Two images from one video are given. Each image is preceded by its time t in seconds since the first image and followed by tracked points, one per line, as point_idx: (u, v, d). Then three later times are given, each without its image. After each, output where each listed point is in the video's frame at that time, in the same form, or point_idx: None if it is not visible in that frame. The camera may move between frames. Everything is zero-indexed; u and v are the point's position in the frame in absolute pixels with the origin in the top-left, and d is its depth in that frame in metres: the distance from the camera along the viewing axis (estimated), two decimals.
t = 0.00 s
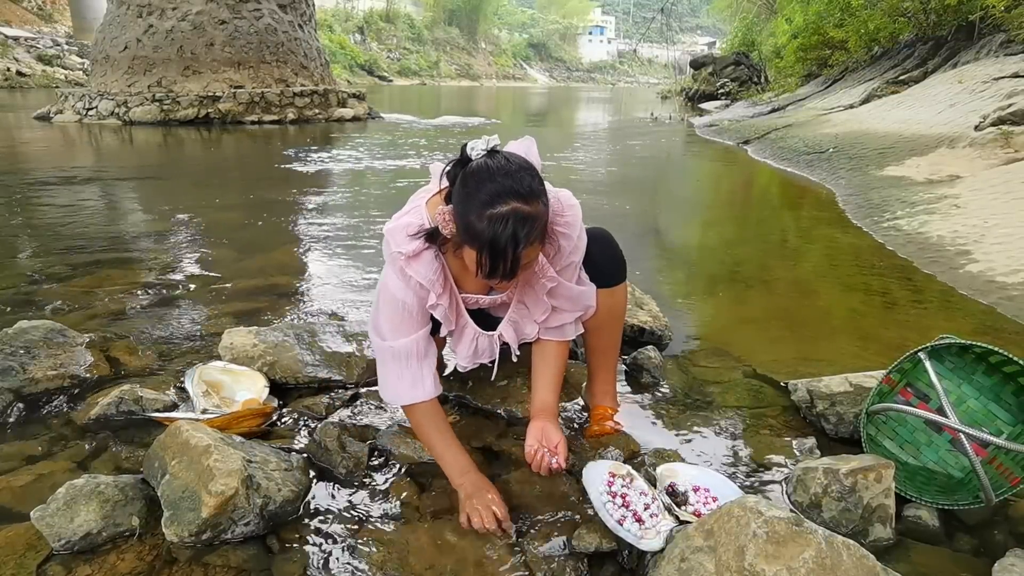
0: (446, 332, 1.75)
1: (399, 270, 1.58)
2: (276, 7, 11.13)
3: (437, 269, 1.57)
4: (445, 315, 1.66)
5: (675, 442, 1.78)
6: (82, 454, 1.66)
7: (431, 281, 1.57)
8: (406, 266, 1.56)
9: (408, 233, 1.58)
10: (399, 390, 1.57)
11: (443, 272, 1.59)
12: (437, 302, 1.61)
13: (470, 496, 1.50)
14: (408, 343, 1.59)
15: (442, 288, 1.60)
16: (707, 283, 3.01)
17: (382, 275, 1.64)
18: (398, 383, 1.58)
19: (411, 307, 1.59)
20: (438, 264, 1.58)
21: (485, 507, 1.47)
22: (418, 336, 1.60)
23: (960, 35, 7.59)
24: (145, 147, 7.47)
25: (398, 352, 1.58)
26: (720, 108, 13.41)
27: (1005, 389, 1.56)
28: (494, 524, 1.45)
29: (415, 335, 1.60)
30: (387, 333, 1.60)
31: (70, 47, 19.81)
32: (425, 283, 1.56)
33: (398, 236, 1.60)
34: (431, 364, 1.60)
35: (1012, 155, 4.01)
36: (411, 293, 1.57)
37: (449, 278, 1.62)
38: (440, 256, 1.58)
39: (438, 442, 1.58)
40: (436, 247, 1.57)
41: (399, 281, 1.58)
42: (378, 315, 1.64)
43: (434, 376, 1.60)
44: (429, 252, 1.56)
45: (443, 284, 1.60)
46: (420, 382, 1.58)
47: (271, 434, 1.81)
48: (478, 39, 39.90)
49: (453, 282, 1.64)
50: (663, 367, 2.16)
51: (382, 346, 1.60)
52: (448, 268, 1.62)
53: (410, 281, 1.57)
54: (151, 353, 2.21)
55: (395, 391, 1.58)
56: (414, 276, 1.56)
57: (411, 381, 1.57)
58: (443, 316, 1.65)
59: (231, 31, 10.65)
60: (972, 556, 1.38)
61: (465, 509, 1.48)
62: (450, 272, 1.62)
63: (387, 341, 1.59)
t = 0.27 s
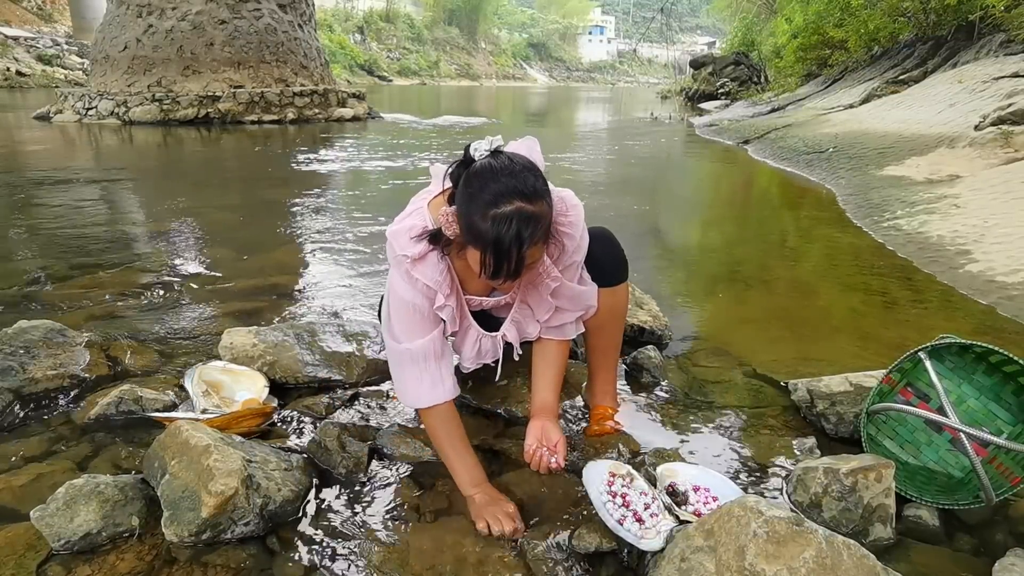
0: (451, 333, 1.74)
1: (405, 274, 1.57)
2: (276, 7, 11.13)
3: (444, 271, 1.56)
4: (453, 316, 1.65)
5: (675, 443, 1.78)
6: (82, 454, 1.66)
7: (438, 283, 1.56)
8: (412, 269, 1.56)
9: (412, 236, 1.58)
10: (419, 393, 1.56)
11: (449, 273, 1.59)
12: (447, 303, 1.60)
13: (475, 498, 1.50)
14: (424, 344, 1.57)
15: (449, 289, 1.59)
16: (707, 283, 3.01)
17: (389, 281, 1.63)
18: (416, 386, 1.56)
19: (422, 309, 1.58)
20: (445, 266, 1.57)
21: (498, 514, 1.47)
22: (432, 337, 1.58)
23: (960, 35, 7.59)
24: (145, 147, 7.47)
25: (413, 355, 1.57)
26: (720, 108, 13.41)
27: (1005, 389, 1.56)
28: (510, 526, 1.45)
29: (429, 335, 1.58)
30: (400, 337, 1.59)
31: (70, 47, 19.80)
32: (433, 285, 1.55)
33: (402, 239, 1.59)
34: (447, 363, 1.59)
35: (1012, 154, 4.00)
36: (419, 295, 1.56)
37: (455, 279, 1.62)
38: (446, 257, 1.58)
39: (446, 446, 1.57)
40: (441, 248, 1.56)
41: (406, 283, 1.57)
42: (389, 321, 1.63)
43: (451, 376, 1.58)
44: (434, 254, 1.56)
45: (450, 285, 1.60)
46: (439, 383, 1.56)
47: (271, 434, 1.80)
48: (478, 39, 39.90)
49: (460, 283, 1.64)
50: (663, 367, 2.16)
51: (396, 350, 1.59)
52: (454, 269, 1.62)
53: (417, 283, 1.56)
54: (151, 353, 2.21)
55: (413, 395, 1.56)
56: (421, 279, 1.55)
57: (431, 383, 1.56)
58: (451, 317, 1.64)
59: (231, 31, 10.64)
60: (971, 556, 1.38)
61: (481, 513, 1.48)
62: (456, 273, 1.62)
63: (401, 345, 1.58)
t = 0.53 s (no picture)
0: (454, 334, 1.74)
1: (408, 274, 1.57)
2: (276, 7, 11.12)
3: (447, 271, 1.56)
4: (456, 316, 1.65)
5: (675, 442, 1.78)
6: (81, 454, 1.66)
7: (442, 283, 1.56)
8: (415, 269, 1.55)
9: (416, 236, 1.58)
10: (425, 393, 1.55)
11: (452, 274, 1.59)
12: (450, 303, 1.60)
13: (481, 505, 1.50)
14: (430, 344, 1.57)
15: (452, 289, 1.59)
16: (707, 283, 3.01)
17: (392, 282, 1.62)
18: (423, 386, 1.55)
19: (426, 310, 1.58)
20: (448, 266, 1.57)
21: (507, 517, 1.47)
22: (436, 336, 1.58)
23: (960, 35, 7.59)
24: (144, 147, 7.46)
25: (418, 355, 1.57)
26: (720, 108, 13.40)
27: (1005, 389, 1.56)
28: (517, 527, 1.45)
29: (433, 335, 1.58)
30: (405, 338, 1.59)
31: (70, 47, 19.79)
32: (437, 285, 1.55)
33: (405, 240, 1.59)
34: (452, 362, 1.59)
35: (1012, 154, 4.00)
36: (422, 295, 1.56)
37: (458, 279, 1.62)
38: (449, 257, 1.58)
39: (448, 447, 1.56)
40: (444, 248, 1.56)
41: (409, 284, 1.57)
42: (393, 323, 1.62)
43: (456, 375, 1.58)
44: (438, 254, 1.56)
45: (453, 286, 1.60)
46: (446, 383, 1.56)
47: (271, 434, 1.80)
48: (478, 39, 39.90)
49: (462, 283, 1.64)
50: (663, 366, 2.16)
51: (401, 351, 1.58)
52: (457, 269, 1.62)
53: (421, 284, 1.56)
54: (150, 353, 2.21)
55: (418, 395, 1.55)
56: (424, 279, 1.55)
57: (438, 383, 1.55)
58: (454, 317, 1.64)
59: (230, 31, 10.64)
60: (972, 556, 1.38)
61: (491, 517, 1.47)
62: (459, 273, 1.62)
63: (405, 345, 1.58)
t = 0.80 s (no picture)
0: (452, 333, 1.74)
1: (408, 274, 1.57)
2: (276, 7, 11.12)
3: (447, 271, 1.56)
4: (455, 316, 1.65)
5: (675, 442, 1.78)
6: (81, 454, 1.66)
7: (441, 283, 1.56)
8: (415, 269, 1.55)
9: (416, 236, 1.58)
10: (423, 393, 1.55)
11: (451, 274, 1.59)
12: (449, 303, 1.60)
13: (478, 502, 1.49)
14: (427, 343, 1.57)
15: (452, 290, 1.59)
16: (707, 283, 3.01)
17: (392, 281, 1.62)
18: (419, 386, 1.55)
19: (426, 309, 1.58)
20: (447, 266, 1.57)
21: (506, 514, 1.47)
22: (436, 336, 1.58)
23: (960, 35, 7.59)
24: (145, 147, 7.46)
25: (416, 355, 1.56)
26: (720, 107, 13.40)
27: (1005, 389, 1.56)
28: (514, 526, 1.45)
29: (432, 335, 1.58)
30: (403, 337, 1.58)
31: (70, 47, 19.77)
32: (436, 285, 1.55)
33: (406, 240, 1.59)
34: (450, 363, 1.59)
35: (1012, 154, 4.00)
36: (422, 295, 1.56)
37: (457, 279, 1.62)
38: (448, 257, 1.58)
39: (445, 447, 1.56)
40: (444, 249, 1.57)
41: (409, 283, 1.57)
42: (392, 321, 1.62)
43: (454, 375, 1.58)
44: (438, 254, 1.56)
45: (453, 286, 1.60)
46: (442, 383, 1.56)
47: (271, 434, 1.80)
48: (478, 39, 39.89)
49: (462, 283, 1.64)
50: (663, 366, 2.16)
51: (399, 350, 1.58)
52: (456, 269, 1.62)
53: (420, 283, 1.56)
54: (150, 353, 2.20)
55: (415, 395, 1.55)
56: (424, 278, 1.55)
57: (434, 383, 1.55)
58: (453, 317, 1.64)
59: (230, 31, 10.64)
60: (972, 556, 1.37)
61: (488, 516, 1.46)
62: (458, 273, 1.62)
63: (403, 345, 1.57)
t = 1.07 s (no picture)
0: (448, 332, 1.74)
1: (402, 272, 1.57)
2: (275, 7, 11.12)
3: (441, 271, 1.56)
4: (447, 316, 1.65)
5: (675, 441, 1.78)
6: (82, 453, 1.66)
7: (435, 283, 1.56)
8: (411, 267, 1.55)
9: (413, 234, 1.58)
10: (396, 392, 1.57)
11: (446, 273, 1.59)
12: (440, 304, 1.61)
13: (469, 492, 1.49)
14: (408, 344, 1.57)
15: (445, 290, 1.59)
16: (706, 282, 3.01)
17: (384, 277, 1.62)
18: (392, 384, 1.57)
19: (411, 310, 1.58)
20: (442, 265, 1.57)
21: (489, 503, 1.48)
22: (417, 338, 1.59)
23: (960, 34, 7.59)
24: (144, 147, 7.45)
25: (395, 354, 1.57)
26: (720, 107, 13.40)
27: (1005, 388, 1.56)
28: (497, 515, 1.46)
29: (417, 336, 1.59)
30: (384, 335, 1.59)
31: (70, 47, 19.78)
32: (428, 285, 1.55)
33: (403, 237, 1.59)
34: (429, 366, 1.60)
35: (1012, 154, 4.00)
36: (412, 295, 1.56)
37: (452, 278, 1.62)
38: (444, 256, 1.58)
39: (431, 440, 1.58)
40: (440, 247, 1.57)
41: (402, 281, 1.57)
42: (376, 317, 1.63)
43: (429, 379, 1.59)
44: (433, 253, 1.56)
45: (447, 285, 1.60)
46: (415, 385, 1.57)
47: (270, 433, 1.80)
48: (478, 39, 39.89)
49: (457, 283, 1.64)
50: (663, 366, 2.16)
51: (379, 347, 1.59)
52: (451, 269, 1.62)
53: (413, 282, 1.56)
54: (151, 353, 2.21)
55: (391, 393, 1.58)
56: (417, 278, 1.55)
57: (406, 383, 1.57)
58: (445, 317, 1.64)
59: (230, 31, 10.64)
60: (971, 555, 1.38)
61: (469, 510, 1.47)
62: (453, 272, 1.62)
63: (386, 343, 1.58)
